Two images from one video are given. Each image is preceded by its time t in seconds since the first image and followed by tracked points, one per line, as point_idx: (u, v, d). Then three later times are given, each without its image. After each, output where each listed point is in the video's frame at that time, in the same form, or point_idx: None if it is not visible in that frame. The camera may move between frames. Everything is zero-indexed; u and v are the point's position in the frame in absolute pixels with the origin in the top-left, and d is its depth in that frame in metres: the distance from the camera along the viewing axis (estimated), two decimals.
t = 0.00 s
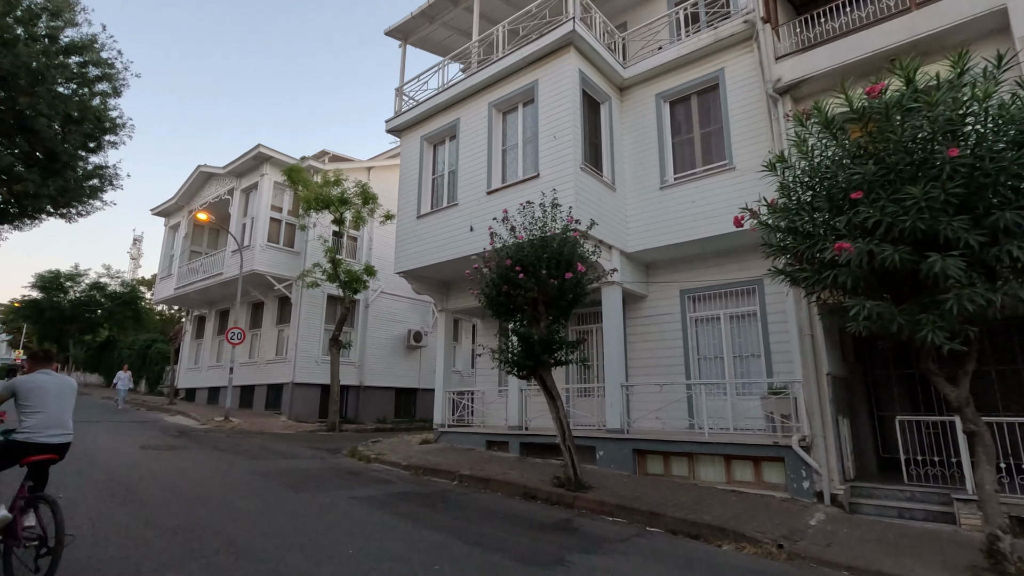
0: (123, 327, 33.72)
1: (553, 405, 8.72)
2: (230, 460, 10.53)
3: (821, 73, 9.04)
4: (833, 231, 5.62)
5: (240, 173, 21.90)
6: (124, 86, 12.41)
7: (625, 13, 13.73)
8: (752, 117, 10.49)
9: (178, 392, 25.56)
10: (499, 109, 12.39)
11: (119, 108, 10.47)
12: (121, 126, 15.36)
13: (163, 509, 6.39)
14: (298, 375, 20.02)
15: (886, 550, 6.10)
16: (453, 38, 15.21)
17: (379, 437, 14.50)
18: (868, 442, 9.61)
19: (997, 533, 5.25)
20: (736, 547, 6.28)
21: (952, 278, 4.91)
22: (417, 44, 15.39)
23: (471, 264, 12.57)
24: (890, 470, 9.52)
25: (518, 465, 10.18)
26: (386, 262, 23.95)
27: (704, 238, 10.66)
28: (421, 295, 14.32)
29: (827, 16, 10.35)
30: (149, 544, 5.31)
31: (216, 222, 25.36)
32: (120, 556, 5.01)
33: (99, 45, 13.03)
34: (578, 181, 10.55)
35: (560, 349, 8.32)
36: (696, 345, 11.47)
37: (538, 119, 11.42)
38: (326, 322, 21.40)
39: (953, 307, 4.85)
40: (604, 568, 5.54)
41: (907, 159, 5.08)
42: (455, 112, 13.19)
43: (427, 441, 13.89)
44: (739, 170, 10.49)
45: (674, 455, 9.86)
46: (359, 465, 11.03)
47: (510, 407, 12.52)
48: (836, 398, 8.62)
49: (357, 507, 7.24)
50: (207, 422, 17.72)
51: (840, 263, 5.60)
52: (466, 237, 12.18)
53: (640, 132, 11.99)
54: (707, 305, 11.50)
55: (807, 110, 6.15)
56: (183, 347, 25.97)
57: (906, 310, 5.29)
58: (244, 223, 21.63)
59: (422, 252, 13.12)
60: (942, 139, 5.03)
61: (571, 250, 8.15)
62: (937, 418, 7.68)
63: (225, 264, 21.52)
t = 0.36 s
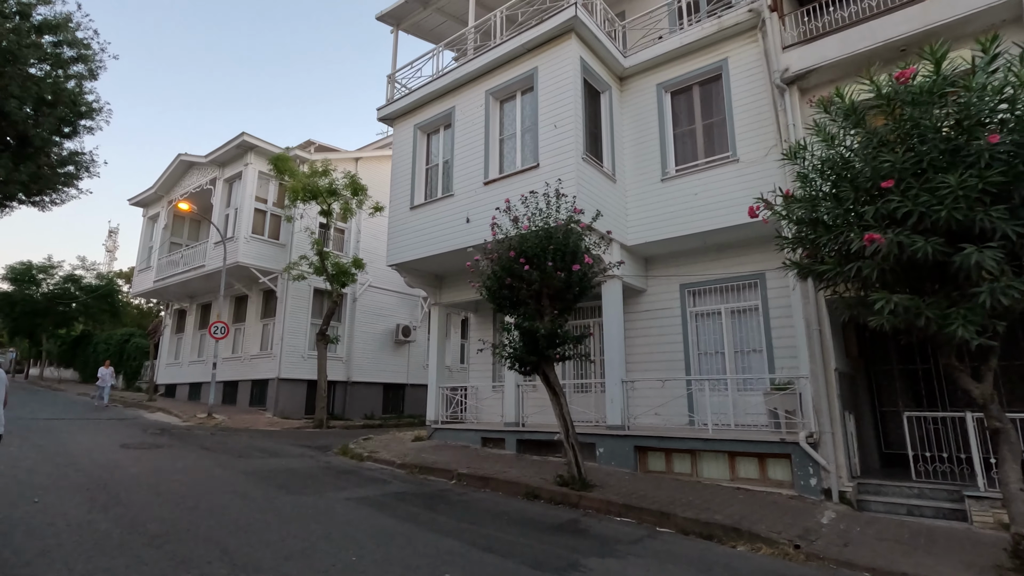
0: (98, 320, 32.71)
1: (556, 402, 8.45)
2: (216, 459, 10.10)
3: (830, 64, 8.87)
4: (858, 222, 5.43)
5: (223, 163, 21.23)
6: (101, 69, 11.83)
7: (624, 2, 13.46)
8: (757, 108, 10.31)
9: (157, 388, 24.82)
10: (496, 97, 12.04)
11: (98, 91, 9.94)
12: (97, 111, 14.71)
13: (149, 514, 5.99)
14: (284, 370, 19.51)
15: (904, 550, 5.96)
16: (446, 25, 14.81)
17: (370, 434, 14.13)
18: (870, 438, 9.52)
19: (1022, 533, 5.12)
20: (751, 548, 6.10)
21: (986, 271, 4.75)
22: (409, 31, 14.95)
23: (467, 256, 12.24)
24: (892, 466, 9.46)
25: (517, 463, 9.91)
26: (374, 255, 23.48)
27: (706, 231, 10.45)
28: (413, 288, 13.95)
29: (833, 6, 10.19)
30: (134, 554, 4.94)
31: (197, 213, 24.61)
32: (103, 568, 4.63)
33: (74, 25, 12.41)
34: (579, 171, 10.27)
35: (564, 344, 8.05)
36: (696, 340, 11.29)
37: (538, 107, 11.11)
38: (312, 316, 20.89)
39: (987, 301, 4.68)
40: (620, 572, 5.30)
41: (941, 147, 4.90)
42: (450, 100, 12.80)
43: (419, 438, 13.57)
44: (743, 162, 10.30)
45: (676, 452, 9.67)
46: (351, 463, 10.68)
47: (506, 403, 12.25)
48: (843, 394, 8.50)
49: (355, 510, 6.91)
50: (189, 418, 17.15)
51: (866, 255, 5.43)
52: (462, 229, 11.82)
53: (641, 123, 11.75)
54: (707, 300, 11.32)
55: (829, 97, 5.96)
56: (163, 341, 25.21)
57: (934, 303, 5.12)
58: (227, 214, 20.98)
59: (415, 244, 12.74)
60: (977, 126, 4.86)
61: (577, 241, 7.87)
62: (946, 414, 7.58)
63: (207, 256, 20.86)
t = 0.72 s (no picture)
0: (89, 312, 32.16)
1: (572, 394, 8.27)
2: (220, 453, 9.86)
3: (852, 49, 8.67)
4: (899, 207, 5.30)
5: (218, 151, 20.79)
6: (94, 51, 11.43)
7: None
8: (772, 95, 10.12)
9: (152, 380, 24.45)
10: (504, 83, 11.76)
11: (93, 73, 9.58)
12: (89, 95, 14.29)
13: (160, 512, 5.77)
14: (282, 362, 19.23)
15: (936, 544, 5.85)
16: (449, 9, 14.47)
17: (373, 427, 13.93)
18: (885, 429, 9.44)
19: None
20: (780, 542, 5.97)
21: None
22: (412, 15, 14.60)
23: (474, 246, 12.01)
24: (907, 457, 9.39)
25: (528, 457, 9.74)
26: (373, 245, 23.17)
27: (720, 221, 10.28)
28: (418, 279, 13.70)
29: None
30: (148, 553, 4.71)
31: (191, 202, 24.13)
32: (116, 569, 4.40)
33: (65, 5, 11.98)
34: (592, 159, 10.05)
35: (581, 335, 7.86)
36: (707, 331, 11.13)
37: (548, 93, 10.85)
38: (310, 307, 20.58)
39: None
40: (653, 569, 5.15)
41: (991, 129, 4.79)
42: (456, 86, 12.50)
43: (424, 430, 13.39)
44: (758, 151, 10.12)
45: (690, 445, 9.53)
46: (358, 456, 10.47)
47: (513, 395, 12.07)
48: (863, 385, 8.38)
49: (370, 505, 6.71)
50: (186, 411, 16.85)
51: (907, 242, 5.34)
52: (469, 219, 11.57)
53: (652, 110, 11.53)
54: (719, 290, 11.16)
55: (864, 80, 5.83)
56: (157, 333, 24.81)
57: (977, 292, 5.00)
58: (223, 204, 20.57)
59: (421, 234, 12.47)
60: None
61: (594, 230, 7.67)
62: (968, 405, 7.48)
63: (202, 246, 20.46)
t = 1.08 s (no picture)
0: (98, 308, 32.16)
1: (599, 392, 8.09)
2: (240, 452, 9.74)
3: (888, 38, 8.42)
4: (958, 201, 5.16)
5: (229, 146, 20.66)
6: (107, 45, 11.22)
7: None
8: (801, 87, 9.89)
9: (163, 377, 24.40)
10: (524, 76, 11.54)
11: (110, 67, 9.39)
12: (100, 89, 14.13)
13: (188, 514, 5.63)
14: (294, 359, 19.13)
15: (987, 550, 5.67)
16: (465, 2, 14.24)
17: (389, 424, 13.81)
18: (918, 430, 9.23)
19: None
20: (824, 547, 5.80)
21: None
22: (427, 7, 14.38)
23: (493, 242, 11.82)
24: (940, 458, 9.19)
25: (551, 456, 9.60)
26: (384, 242, 23.05)
27: (746, 217, 10.03)
28: (434, 275, 13.52)
29: None
30: (181, 559, 4.58)
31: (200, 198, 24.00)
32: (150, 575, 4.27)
33: None
34: (616, 153, 9.83)
35: (610, 333, 7.67)
36: (731, 328, 10.90)
37: (570, 85, 10.63)
38: (322, 304, 20.47)
39: None
40: None
41: None
42: (474, 79, 12.29)
43: (441, 428, 13.27)
44: (786, 144, 9.86)
45: (716, 444, 9.35)
46: (378, 455, 10.33)
47: (532, 393, 11.90)
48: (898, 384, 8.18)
49: (398, 507, 6.57)
50: (200, 408, 16.76)
51: (964, 237, 5.23)
52: (488, 214, 11.40)
53: (675, 102, 11.30)
54: (743, 287, 10.93)
55: (915, 68, 5.64)
56: (167, 329, 24.74)
57: None
58: (234, 199, 20.44)
59: (438, 229, 12.31)
60: None
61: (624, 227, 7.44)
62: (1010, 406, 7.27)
63: (213, 242, 20.34)
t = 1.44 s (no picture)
0: (113, 303, 32.26)
1: (633, 389, 7.82)
2: (262, 449, 9.60)
3: (934, 20, 8.06)
4: None
5: (243, 140, 20.52)
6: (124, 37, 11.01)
7: None
8: (839, 73, 9.52)
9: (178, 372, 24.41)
10: (547, 64, 11.25)
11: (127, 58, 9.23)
12: (117, 82, 14.01)
13: (218, 515, 5.45)
14: (310, 354, 19.02)
15: None
16: None
17: (409, 420, 13.63)
18: (961, 428, 8.91)
19: None
20: (880, 553, 5.52)
21: None
22: None
23: (515, 235, 11.57)
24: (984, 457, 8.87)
25: (579, 454, 9.37)
26: (398, 236, 22.90)
27: (780, 208, 9.68)
28: (454, 269, 13.30)
29: None
30: (216, 563, 4.39)
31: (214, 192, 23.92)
32: None
33: None
34: (646, 142, 9.52)
35: (645, 327, 7.41)
36: (761, 323, 10.59)
37: (597, 73, 10.33)
38: (338, 299, 20.33)
39: None
40: None
41: None
42: (495, 68, 12.01)
43: (461, 424, 13.08)
44: (823, 132, 9.49)
45: (750, 442, 9.07)
46: (401, 452, 10.15)
47: (556, 389, 11.66)
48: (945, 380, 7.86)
49: (431, 507, 6.36)
50: (217, 403, 16.68)
51: None
52: (511, 206, 11.14)
53: (704, 90, 10.95)
54: (775, 280, 10.60)
55: (985, 45, 5.32)
56: (182, 324, 24.72)
57: None
58: (248, 193, 20.31)
59: (459, 222, 12.08)
60: None
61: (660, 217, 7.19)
62: None
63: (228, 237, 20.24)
